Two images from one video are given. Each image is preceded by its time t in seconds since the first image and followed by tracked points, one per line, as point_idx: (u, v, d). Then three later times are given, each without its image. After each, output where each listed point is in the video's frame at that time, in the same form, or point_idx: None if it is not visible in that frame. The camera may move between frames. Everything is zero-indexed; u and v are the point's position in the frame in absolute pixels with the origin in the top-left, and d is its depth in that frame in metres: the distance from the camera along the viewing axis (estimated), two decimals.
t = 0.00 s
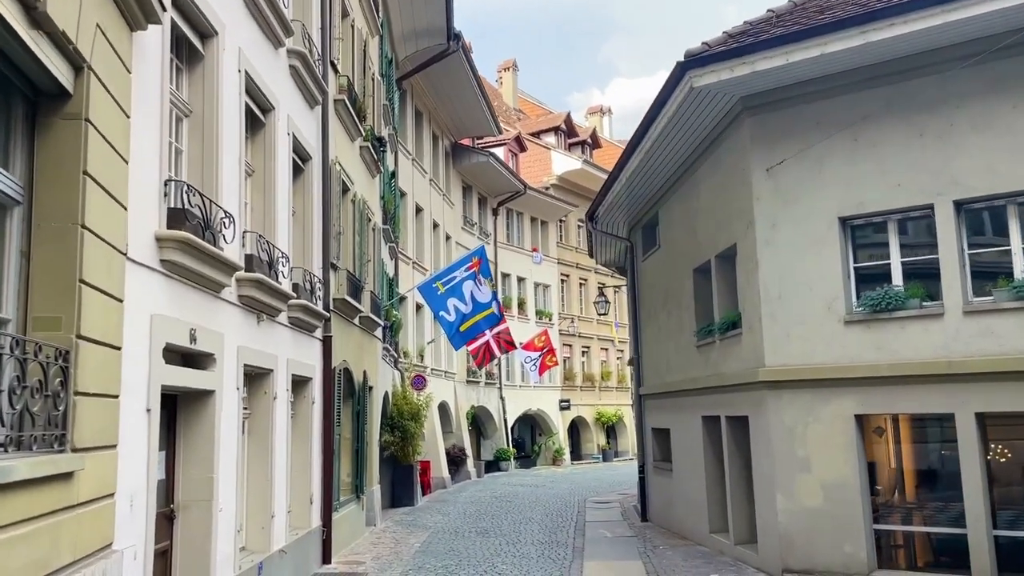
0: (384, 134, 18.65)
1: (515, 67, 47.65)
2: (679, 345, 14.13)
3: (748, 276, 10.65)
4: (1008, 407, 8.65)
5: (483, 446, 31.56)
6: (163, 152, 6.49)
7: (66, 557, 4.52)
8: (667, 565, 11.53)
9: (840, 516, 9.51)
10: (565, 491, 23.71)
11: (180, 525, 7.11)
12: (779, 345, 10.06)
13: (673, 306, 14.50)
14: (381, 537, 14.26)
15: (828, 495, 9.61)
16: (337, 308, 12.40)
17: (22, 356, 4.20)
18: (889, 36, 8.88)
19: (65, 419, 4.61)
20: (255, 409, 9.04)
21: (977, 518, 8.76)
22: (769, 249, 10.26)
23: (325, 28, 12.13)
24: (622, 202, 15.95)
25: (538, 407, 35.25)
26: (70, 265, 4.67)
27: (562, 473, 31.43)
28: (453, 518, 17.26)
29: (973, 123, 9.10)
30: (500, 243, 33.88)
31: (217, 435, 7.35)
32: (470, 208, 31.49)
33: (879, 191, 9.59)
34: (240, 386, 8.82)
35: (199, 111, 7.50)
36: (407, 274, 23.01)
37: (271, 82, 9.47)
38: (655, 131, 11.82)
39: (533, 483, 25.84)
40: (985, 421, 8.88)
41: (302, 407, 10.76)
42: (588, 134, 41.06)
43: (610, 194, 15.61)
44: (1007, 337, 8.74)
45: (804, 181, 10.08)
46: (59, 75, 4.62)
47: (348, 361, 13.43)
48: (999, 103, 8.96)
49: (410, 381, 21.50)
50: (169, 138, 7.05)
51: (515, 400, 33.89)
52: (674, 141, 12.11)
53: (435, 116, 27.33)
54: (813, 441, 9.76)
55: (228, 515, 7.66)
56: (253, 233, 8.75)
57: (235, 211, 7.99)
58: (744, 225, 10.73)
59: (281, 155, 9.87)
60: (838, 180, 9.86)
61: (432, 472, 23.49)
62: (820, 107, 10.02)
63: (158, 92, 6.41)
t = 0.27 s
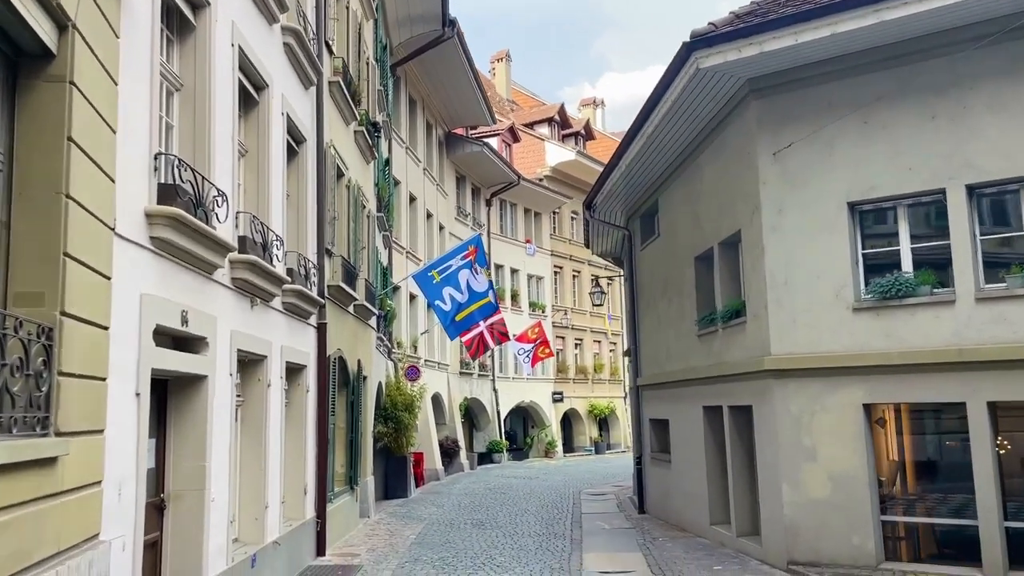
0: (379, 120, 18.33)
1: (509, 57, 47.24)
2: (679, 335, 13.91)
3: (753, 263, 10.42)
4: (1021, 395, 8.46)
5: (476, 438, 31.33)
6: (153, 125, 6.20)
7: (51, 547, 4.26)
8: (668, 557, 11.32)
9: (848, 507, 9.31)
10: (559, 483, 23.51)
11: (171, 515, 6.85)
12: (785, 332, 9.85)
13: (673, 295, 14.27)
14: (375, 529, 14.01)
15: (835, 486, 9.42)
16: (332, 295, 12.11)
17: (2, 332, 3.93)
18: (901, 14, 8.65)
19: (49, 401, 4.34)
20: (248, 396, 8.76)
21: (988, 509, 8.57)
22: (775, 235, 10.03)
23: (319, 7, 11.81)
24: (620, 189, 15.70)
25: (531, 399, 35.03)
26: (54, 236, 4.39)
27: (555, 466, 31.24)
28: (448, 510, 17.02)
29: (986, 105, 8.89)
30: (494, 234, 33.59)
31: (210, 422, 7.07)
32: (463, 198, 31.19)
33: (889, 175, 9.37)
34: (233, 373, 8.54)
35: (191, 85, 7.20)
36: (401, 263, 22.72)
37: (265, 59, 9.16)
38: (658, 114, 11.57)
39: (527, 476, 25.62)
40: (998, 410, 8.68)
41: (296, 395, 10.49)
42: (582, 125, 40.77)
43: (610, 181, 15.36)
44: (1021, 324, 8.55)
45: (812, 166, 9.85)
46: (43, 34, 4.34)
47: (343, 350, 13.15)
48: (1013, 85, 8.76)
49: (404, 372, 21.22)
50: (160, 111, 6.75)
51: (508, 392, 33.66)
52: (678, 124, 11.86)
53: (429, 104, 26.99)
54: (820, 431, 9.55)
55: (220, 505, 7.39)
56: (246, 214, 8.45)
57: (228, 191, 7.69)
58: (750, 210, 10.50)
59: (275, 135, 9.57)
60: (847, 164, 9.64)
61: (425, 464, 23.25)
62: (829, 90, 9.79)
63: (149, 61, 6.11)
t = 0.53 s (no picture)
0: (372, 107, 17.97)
1: (501, 48, 46.79)
2: (681, 327, 13.64)
3: (760, 251, 10.15)
4: None
5: (468, 431, 31.04)
6: (141, 100, 5.86)
7: (30, 548, 3.94)
8: (671, 553, 11.08)
9: (858, 502, 9.07)
10: (553, 477, 23.25)
11: (160, 510, 6.53)
12: (794, 322, 9.59)
13: (674, 286, 13.99)
14: (369, 523, 13.71)
15: (845, 481, 9.17)
16: (326, 284, 11.78)
17: None
18: None
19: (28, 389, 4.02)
20: (240, 387, 8.43)
21: (1004, 504, 8.34)
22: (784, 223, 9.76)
23: None
24: (619, 178, 15.40)
25: (523, 392, 34.77)
26: (33, 210, 4.08)
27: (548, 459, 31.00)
28: (442, 504, 16.74)
29: (1003, 88, 8.64)
30: (487, 226, 33.25)
31: (201, 413, 6.75)
32: (456, 188, 30.84)
33: (903, 161, 9.11)
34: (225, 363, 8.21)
35: (180, 60, 6.85)
36: (393, 254, 22.37)
37: (258, 37, 8.81)
38: (661, 99, 11.27)
39: (520, 469, 25.35)
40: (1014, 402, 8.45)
41: (289, 387, 10.16)
42: (576, 116, 40.45)
43: (609, 169, 15.05)
44: None
45: (822, 152, 9.59)
46: None
47: (336, 340, 12.83)
48: None
49: (397, 364, 20.90)
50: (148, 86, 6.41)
51: (500, 385, 33.38)
52: (682, 109, 11.56)
53: (421, 93, 26.61)
54: (829, 424, 9.30)
55: (212, 501, 7.07)
56: (239, 197, 8.12)
57: (219, 172, 7.35)
58: (757, 197, 10.23)
59: (268, 117, 9.21)
60: (859, 149, 9.37)
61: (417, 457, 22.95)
62: (840, 73, 9.52)
63: (137, 31, 5.78)
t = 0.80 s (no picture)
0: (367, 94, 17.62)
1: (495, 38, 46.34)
2: (682, 318, 13.38)
3: (768, 240, 9.90)
4: None
5: (461, 425, 30.78)
6: (130, 74, 5.55)
7: (9, 548, 3.66)
8: (674, 548, 10.84)
9: (869, 497, 8.85)
10: (549, 471, 23.01)
11: (149, 506, 6.25)
12: (802, 313, 9.35)
13: (675, 277, 13.73)
14: (364, 518, 13.44)
15: (855, 474, 8.95)
16: (321, 273, 11.48)
17: None
18: None
19: (8, 377, 3.74)
20: (233, 378, 8.12)
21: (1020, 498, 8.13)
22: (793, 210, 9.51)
23: None
24: (619, 167, 15.12)
25: (517, 385, 34.53)
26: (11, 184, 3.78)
27: (542, 453, 30.79)
28: (438, 498, 16.48)
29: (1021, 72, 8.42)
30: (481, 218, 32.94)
31: (194, 405, 6.46)
32: (450, 180, 30.51)
33: (916, 146, 8.87)
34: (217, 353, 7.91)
35: (171, 34, 6.53)
36: (387, 245, 22.05)
37: (251, 15, 8.47)
38: (665, 83, 10.98)
39: (515, 463, 25.11)
40: None
41: (284, 378, 9.87)
42: (570, 108, 40.14)
43: (609, 158, 14.75)
44: None
45: (832, 137, 9.34)
46: None
47: (331, 331, 12.53)
48: None
49: (391, 356, 20.60)
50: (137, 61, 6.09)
51: (494, 378, 33.13)
52: (687, 93, 11.27)
53: (415, 83, 26.24)
54: (839, 417, 9.07)
55: (204, 496, 6.79)
56: (232, 180, 7.79)
57: (212, 153, 7.03)
58: (764, 185, 9.97)
59: (262, 99, 8.88)
60: (871, 135, 9.13)
61: (411, 450, 22.68)
62: (852, 56, 9.26)
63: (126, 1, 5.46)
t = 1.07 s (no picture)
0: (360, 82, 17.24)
1: (488, 30, 45.87)
2: (684, 310, 13.09)
3: (776, 228, 9.60)
4: None
5: (455, 419, 30.47)
6: (113, 47, 5.20)
7: None
8: (678, 545, 10.56)
9: (882, 493, 8.59)
10: (545, 466, 22.72)
11: (135, 508, 5.92)
12: (813, 303, 9.06)
13: (677, 268, 13.44)
14: (359, 515, 13.12)
15: (868, 469, 8.69)
16: (314, 263, 11.13)
17: None
18: None
19: None
20: (224, 371, 7.79)
21: None
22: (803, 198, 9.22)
23: None
24: (619, 156, 14.79)
25: (511, 379, 34.23)
26: None
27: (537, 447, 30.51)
28: (434, 494, 16.17)
29: None
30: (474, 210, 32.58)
31: (182, 400, 6.12)
32: (443, 171, 30.14)
33: (931, 130, 8.60)
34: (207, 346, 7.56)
35: (157, 8, 6.17)
36: (381, 237, 21.69)
37: None
38: (669, 68, 10.65)
39: (510, 458, 24.82)
40: None
41: (276, 372, 9.53)
42: (564, 100, 39.80)
43: (609, 146, 14.42)
44: None
45: (843, 122, 9.05)
46: None
47: (325, 324, 12.19)
48: None
49: (385, 350, 20.27)
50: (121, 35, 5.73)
51: (488, 372, 32.82)
52: (692, 78, 10.96)
53: (409, 73, 25.84)
54: (851, 410, 8.80)
55: (193, 495, 6.45)
56: (222, 164, 7.43)
57: (201, 134, 6.68)
58: (772, 171, 9.67)
59: (253, 81, 8.51)
60: (884, 120, 8.85)
61: (405, 445, 22.35)
62: (864, 39, 8.98)
63: None
